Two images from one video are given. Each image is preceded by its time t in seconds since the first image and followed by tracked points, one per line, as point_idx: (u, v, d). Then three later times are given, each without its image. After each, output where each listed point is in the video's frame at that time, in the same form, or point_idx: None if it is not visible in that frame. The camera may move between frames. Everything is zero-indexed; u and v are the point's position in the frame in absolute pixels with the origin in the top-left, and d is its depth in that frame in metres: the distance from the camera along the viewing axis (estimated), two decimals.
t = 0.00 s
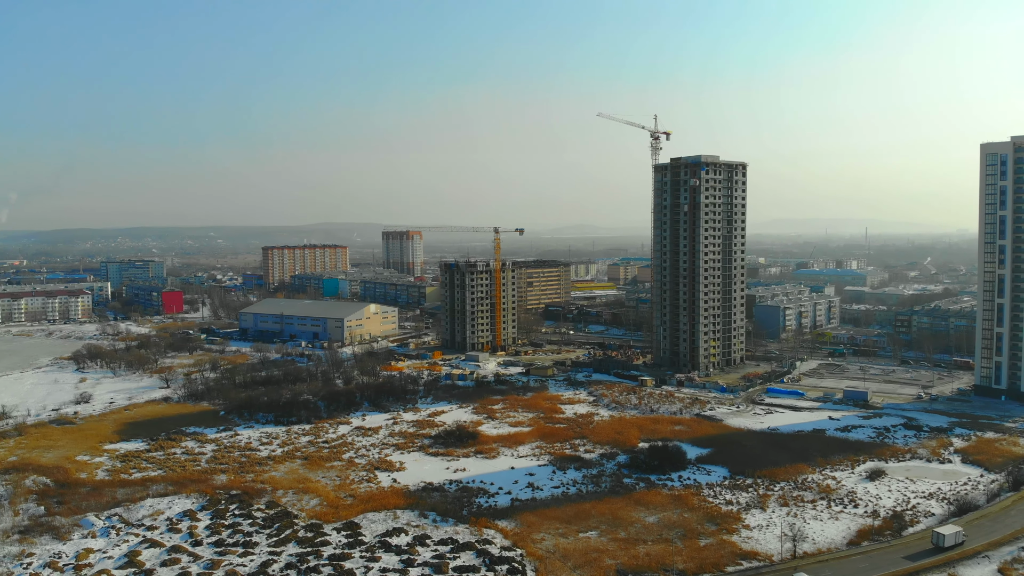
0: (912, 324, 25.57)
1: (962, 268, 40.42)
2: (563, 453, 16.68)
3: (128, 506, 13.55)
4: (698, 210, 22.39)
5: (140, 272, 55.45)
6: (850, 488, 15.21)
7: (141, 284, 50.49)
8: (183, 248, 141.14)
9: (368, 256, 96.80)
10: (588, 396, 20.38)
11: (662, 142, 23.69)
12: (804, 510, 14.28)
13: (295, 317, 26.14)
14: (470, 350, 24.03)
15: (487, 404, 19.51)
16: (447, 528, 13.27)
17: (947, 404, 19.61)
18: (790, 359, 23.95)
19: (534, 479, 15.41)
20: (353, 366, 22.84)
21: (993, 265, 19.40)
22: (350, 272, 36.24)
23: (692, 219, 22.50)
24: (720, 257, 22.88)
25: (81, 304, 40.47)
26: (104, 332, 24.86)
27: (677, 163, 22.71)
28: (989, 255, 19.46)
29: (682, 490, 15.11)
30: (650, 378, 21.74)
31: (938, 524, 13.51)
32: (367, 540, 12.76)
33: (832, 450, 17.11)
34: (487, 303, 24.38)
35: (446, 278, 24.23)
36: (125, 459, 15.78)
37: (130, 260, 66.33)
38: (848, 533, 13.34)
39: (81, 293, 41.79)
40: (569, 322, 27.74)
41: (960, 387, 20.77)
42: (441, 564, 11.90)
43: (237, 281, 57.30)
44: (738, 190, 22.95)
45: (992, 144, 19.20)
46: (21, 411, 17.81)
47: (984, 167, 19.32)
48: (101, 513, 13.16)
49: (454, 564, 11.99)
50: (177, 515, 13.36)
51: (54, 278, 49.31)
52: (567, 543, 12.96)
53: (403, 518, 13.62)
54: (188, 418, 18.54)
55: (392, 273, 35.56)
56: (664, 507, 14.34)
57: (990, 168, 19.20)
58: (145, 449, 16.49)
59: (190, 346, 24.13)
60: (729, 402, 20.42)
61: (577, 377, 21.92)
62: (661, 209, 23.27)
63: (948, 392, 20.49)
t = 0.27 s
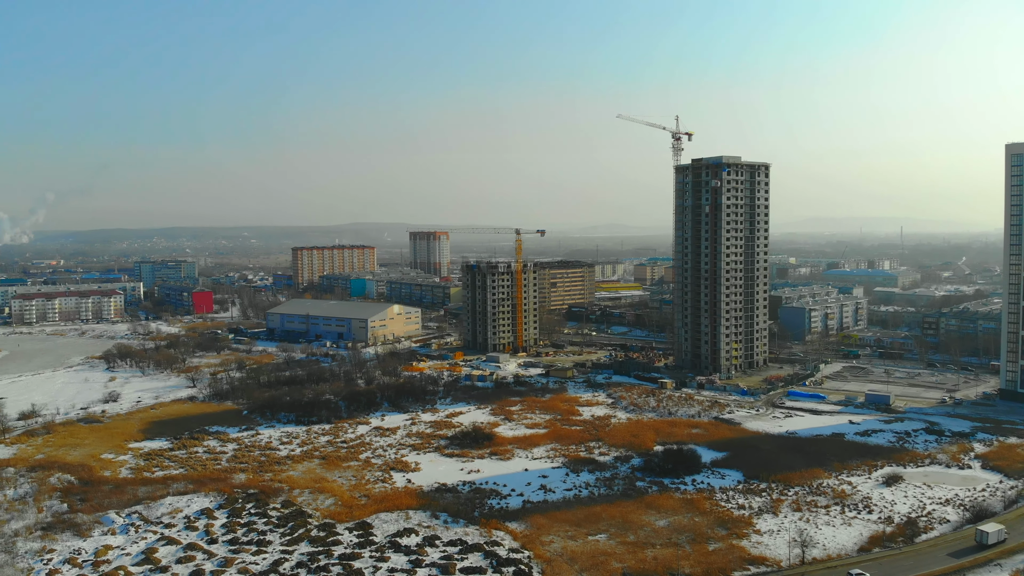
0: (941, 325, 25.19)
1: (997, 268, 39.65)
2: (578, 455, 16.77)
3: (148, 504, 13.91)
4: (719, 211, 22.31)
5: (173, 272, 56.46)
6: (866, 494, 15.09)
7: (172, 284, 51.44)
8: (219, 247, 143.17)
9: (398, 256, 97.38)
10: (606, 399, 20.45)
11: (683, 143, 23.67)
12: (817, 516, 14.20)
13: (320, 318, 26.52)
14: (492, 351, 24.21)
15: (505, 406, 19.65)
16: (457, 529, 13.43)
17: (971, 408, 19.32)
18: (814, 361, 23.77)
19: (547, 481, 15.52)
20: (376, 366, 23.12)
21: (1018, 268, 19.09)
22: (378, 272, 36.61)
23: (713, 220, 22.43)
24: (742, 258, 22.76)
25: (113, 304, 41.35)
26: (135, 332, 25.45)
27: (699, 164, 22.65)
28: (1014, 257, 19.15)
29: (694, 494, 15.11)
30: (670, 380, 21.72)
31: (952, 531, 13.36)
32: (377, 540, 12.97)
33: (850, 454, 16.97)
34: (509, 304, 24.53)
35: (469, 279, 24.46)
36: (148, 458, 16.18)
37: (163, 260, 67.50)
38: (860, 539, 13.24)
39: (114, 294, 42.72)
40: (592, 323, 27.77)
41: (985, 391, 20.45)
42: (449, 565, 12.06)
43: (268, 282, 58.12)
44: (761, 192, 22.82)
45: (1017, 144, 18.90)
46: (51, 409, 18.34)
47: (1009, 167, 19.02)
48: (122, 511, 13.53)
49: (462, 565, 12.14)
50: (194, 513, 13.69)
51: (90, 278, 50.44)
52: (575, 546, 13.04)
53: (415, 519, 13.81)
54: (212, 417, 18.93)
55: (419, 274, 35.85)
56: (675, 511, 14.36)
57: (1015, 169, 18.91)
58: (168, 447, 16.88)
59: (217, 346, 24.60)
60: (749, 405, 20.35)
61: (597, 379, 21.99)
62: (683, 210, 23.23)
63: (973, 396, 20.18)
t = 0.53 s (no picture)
0: (955, 324, 25.09)
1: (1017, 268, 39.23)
2: (585, 456, 16.81)
3: (159, 503, 14.10)
4: (731, 212, 22.25)
5: (190, 272, 56.95)
6: (874, 497, 15.02)
7: (189, 284, 51.95)
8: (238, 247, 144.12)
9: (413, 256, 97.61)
10: (616, 400, 20.48)
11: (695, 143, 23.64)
12: (823, 518, 14.17)
13: (333, 318, 26.71)
14: (503, 351, 24.32)
15: (514, 406, 19.72)
16: (462, 529, 13.52)
17: (984, 410, 19.18)
18: (827, 363, 23.66)
19: (554, 482, 15.58)
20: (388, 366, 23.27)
21: None
22: (392, 272, 36.80)
23: (724, 221, 22.37)
24: (754, 259, 22.69)
25: (130, 304, 41.79)
26: (151, 332, 25.75)
27: (710, 164, 22.60)
28: None
29: (701, 496, 15.12)
30: (681, 382, 21.72)
31: (960, 534, 13.29)
32: (383, 540, 13.08)
33: (859, 457, 16.90)
34: (521, 305, 24.60)
35: (480, 280, 24.58)
36: (160, 457, 16.39)
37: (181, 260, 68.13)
38: (867, 542, 13.21)
39: (131, 293, 43.20)
40: (604, 324, 27.79)
41: (999, 393, 20.29)
42: (453, 565, 12.14)
43: (284, 281, 58.54)
44: (772, 192, 22.73)
45: None
46: (67, 409, 18.61)
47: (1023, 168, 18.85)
48: (132, 509, 13.73)
49: (465, 565, 12.22)
50: (204, 512, 13.87)
51: (108, 278, 51.03)
52: (579, 547, 13.09)
53: (421, 519, 13.92)
54: (224, 417, 19.14)
55: (433, 274, 36.00)
56: (681, 513, 14.37)
57: None
58: (180, 446, 17.09)
59: (231, 346, 24.84)
60: (759, 406, 20.30)
61: (607, 380, 22.02)
62: (694, 211, 23.19)
63: (986, 398, 20.03)
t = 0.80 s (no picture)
0: (972, 325, 24.81)
1: None
2: (593, 458, 16.84)
3: (170, 502, 14.29)
4: (742, 212, 22.20)
5: (207, 272, 57.45)
6: (882, 500, 14.95)
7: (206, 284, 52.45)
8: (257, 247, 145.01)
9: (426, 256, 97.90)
10: (626, 401, 20.49)
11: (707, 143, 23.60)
12: (830, 521, 14.13)
13: (347, 318, 26.90)
14: (514, 351, 24.40)
15: (524, 407, 19.79)
16: (468, 530, 13.61)
17: (997, 413, 19.02)
18: (840, 364, 23.55)
19: (561, 483, 15.63)
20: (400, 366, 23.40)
21: None
22: (406, 272, 36.98)
23: (736, 221, 22.32)
24: (766, 260, 22.62)
25: (147, 304, 42.26)
26: (167, 332, 26.05)
27: (722, 165, 22.55)
28: None
29: (708, 498, 15.11)
30: (691, 383, 21.71)
31: (967, 538, 13.20)
32: (389, 540, 13.20)
33: (869, 459, 16.83)
34: (533, 306, 24.66)
35: (492, 280, 24.71)
36: (173, 456, 16.60)
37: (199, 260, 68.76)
38: (873, 545, 13.16)
39: (148, 293, 43.69)
40: (617, 325, 27.80)
41: (1014, 396, 20.11)
42: (457, 565, 12.22)
43: (300, 281, 58.96)
44: (785, 192, 22.65)
45: None
46: (82, 408, 18.88)
47: None
48: (144, 508, 13.93)
49: (469, 566, 12.30)
50: (214, 511, 14.05)
51: (127, 278, 51.62)
52: (584, 548, 13.14)
53: (428, 519, 14.02)
54: (237, 416, 19.34)
55: (447, 274, 36.15)
56: (687, 515, 14.39)
57: None
58: (193, 446, 17.30)
59: (246, 346, 25.09)
60: (770, 408, 20.25)
61: (618, 381, 22.04)
62: (706, 211, 23.15)
63: (1000, 400, 19.87)
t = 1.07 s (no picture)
0: (987, 327, 24.53)
1: None
2: (602, 459, 16.89)
3: (181, 500, 14.49)
4: (755, 213, 22.13)
5: (225, 272, 57.95)
6: (891, 503, 14.88)
7: (224, 284, 52.93)
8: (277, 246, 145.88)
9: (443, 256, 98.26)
10: (637, 402, 20.51)
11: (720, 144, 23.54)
12: (838, 524, 14.09)
13: (361, 318, 27.08)
14: (527, 352, 24.48)
15: (535, 408, 19.86)
16: (474, 530, 13.70)
17: (1012, 416, 18.86)
18: (853, 366, 23.42)
19: (568, 485, 15.68)
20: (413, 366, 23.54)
21: None
22: (422, 272, 37.16)
23: (749, 222, 22.25)
24: (779, 261, 22.54)
25: (165, 304, 42.72)
26: (183, 331, 26.35)
27: (734, 165, 22.49)
28: None
29: (715, 500, 15.12)
30: (703, 384, 21.68)
31: (976, 542, 13.12)
32: (396, 540, 13.31)
33: (879, 462, 16.75)
34: (545, 306, 24.72)
35: (504, 281, 24.78)
36: (186, 455, 16.81)
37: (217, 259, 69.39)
38: (880, 548, 13.12)
39: (166, 293, 44.16)
40: (630, 325, 27.80)
41: None
42: (462, 565, 12.32)
43: (317, 281, 59.35)
44: (798, 193, 22.56)
45: None
46: (98, 407, 19.16)
47: None
48: (155, 506, 14.13)
49: (474, 566, 12.39)
50: (224, 510, 14.23)
51: (146, 278, 52.20)
52: (590, 550, 13.18)
53: (435, 519, 14.13)
54: (250, 416, 19.55)
55: (462, 274, 36.28)
56: (694, 517, 14.40)
57: None
58: (206, 445, 17.51)
59: (260, 345, 25.32)
60: (781, 410, 20.19)
61: (629, 382, 22.06)
62: (719, 212, 23.10)
63: (1015, 403, 19.69)
